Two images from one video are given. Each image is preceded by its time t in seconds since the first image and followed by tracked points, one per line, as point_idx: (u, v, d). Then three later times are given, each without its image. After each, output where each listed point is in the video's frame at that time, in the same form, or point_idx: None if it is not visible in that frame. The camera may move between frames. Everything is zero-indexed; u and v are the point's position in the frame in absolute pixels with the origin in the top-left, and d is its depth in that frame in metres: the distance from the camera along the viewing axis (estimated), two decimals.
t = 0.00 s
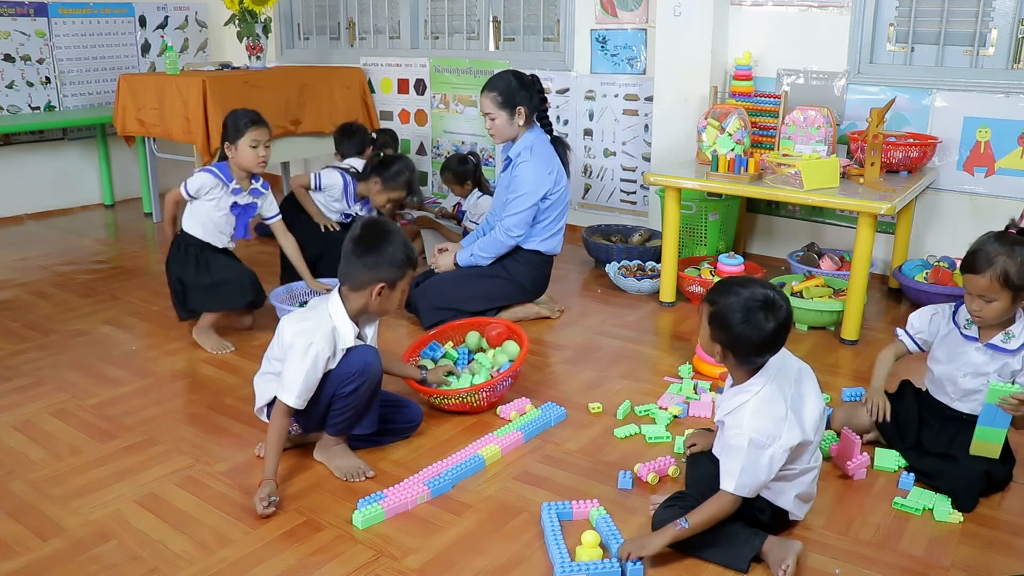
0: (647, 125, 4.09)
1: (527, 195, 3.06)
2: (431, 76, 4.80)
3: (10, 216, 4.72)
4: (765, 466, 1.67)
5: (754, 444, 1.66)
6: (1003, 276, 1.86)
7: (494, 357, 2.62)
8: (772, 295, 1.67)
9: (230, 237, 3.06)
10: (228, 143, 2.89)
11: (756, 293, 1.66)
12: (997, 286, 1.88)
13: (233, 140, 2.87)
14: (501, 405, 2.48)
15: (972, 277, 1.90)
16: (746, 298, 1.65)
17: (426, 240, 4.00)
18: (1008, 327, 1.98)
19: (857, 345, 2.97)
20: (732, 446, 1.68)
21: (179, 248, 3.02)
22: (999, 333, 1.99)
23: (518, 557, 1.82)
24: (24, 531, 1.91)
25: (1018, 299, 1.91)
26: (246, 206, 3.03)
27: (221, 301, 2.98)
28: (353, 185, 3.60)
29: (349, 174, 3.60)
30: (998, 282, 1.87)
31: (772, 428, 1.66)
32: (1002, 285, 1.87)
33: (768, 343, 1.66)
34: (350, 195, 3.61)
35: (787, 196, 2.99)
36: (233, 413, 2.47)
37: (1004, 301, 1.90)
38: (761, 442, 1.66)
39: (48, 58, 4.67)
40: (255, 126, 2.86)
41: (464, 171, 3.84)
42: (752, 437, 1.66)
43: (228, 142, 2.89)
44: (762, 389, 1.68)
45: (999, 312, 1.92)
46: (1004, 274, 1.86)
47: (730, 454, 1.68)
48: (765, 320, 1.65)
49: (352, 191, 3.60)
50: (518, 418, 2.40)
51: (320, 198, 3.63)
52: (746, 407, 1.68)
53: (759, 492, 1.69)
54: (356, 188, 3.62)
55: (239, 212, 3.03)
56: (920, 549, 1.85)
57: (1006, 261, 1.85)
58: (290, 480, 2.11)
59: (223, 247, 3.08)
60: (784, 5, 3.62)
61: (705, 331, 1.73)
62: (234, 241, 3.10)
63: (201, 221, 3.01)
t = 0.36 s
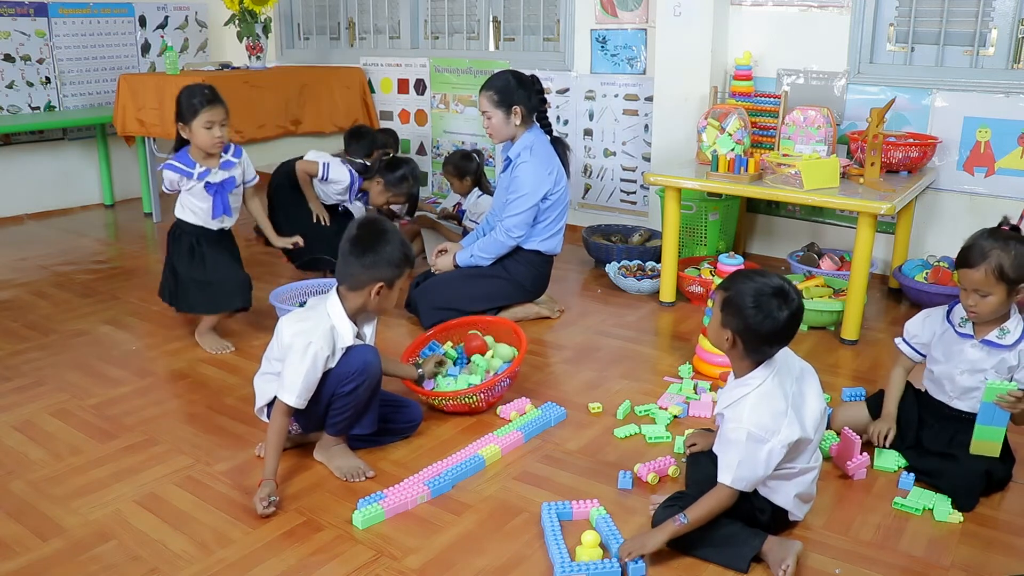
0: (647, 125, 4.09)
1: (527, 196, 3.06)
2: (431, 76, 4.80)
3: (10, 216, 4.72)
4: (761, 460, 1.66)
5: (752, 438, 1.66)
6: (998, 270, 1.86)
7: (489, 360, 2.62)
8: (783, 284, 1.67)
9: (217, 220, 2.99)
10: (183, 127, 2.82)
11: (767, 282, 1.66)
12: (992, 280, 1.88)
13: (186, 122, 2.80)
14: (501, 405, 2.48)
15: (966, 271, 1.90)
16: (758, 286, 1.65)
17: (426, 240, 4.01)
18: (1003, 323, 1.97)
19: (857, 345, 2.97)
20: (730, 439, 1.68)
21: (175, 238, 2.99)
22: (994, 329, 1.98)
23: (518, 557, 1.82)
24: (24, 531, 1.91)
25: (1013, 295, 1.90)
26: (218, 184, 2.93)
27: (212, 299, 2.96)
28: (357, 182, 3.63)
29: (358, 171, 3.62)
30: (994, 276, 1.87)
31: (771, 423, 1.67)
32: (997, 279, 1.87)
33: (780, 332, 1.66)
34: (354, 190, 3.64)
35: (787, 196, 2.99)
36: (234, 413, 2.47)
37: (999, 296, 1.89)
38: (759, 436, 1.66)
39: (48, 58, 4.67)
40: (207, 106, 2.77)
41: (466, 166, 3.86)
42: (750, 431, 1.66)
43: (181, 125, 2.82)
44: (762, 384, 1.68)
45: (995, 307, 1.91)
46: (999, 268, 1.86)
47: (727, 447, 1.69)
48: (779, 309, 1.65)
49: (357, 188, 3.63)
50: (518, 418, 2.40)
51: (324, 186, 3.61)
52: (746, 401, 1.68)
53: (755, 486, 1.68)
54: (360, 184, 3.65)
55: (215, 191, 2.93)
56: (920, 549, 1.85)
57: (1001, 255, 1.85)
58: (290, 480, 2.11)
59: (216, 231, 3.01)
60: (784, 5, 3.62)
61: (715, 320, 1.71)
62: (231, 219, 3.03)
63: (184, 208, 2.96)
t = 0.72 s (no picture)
0: (647, 125, 4.09)
1: (525, 195, 3.06)
2: (431, 76, 4.80)
3: (10, 216, 4.72)
4: (772, 454, 1.66)
5: (763, 430, 1.66)
6: (993, 268, 1.87)
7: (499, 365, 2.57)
8: (764, 267, 1.71)
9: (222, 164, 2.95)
10: (170, 76, 2.76)
11: (748, 272, 1.68)
12: (987, 277, 1.88)
13: (176, 71, 2.74)
14: (501, 405, 2.48)
15: (960, 270, 1.91)
16: (748, 279, 1.67)
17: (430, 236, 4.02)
18: (1000, 323, 1.97)
19: (857, 345, 2.97)
20: (741, 430, 1.68)
21: (180, 208, 2.96)
22: (992, 330, 1.98)
23: (518, 557, 1.82)
24: (24, 531, 1.91)
25: (1009, 293, 1.90)
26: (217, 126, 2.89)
27: (218, 270, 2.94)
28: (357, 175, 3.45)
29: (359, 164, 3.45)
30: (988, 274, 1.87)
31: (782, 416, 1.67)
32: (992, 277, 1.87)
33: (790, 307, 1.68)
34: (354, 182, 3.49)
35: (787, 196, 2.99)
36: (234, 413, 2.47)
37: (995, 293, 1.89)
38: (770, 429, 1.66)
39: (48, 58, 4.67)
40: (197, 51, 2.73)
41: (474, 163, 3.89)
42: (762, 423, 1.66)
43: (168, 75, 2.76)
44: (775, 376, 1.69)
45: (991, 305, 1.90)
46: (993, 265, 1.87)
47: (737, 438, 1.69)
48: (778, 289, 1.67)
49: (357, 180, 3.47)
50: (518, 418, 2.40)
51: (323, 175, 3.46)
52: (758, 393, 1.69)
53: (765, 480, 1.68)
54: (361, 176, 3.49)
55: (215, 136, 2.90)
56: (920, 549, 1.85)
57: (995, 252, 1.86)
58: (290, 480, 2.11)
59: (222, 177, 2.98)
60: (784, 5, 3.62)
61: (742, 335, 1.68)
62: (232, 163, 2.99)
63: (191, 164, 2.91)
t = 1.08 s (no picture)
0: (647, 125, 4.09)
1: (528, 193, 3.06)
2: (431, 76, 4.80)
3: (10, 216, 4.72)
4: (758, 455, 1.68)
5: (749, 430, 1.67)
6: (987, 266, 1.86)
7: (499, 366, 2.57)
8: (753, 268, 1.72)
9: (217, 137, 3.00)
10: (188, 46, 2.77)
11: (738, 272, 1.69)
12: (983, 276, 1.87)
13: (195, 42, 2.76)
14: (501, 405, 2.48)
15: (958, 269, 1.91)
16: (735, 279, 1.68)
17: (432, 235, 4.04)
18: (1005, 324, 1.96)
19: (857, 345, 2.97)
20: (728, 428, 1.70)
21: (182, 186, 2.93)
22: (997, 331, 1.97)
23: (518, 557, 1.82)
24: (24, 531, 1.91)
25: (1007, 292, 1.90)
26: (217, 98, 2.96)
27: (218, 248, 2.98)
28: (342, 180, 3.48)
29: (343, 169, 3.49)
30: (984, 273, 1.87)
31: (771, 418, 1.68)
32: (988, 275, 1.87)
33: (780, 306, 1.69)
34: (337, 187, 3.50)
35: (787, 196, 2.99)
36: (234, 413, 2.47)
37: (992, 292, 1.89)
38: (756, 430, 1.67)
39: (48, 58, 4.67)
40: (221, 27, 2.78)
41: (476, 163, 3.90)
42: (748, 424, 1.67)
43: (187, 45, 2.77)
44: (766, 378, 1.68)
45: (989, 304, 1.90)
46: (988, 264, 1.86)
47: (723, 435, 1.71)
48: (767, 288, 1.67)
49: (340, 186, 3.49)
50: (518, 418, 2.40)
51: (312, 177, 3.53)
52: (748, 394, 1.68)
53: (750, 480, 1.70)
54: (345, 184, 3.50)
55: (218, 107, 2.96)
56: (920, 549, 1.85)
57: (989, 251, 1.86)
58: (289, 480, 2.11)
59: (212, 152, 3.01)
60: (784, 5, 3.62)
61: (733, 336, 1.68)
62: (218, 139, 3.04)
63: (196, 135, 2.92)
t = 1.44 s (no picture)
0: (647, 125, 4.09)
1: (530, 195, 3.06)
2: (431, 76, 4.80)
3: (10, 216, 4.72)
4: (754, 452, 1.68)
5: (745, 427, 1.68)
6: (988, 272, 1.86)
7: (498, 366, 2.56)
8: (745, 265, 1.71)
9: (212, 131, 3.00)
10: (187, 43, 2.76)
11: (729, 270, 1.70)
12: (984, 282, 1.88)
13: (196, 41, 2.77)
14: (501, 405, 2.48)
15: (959, 275, 1.91)
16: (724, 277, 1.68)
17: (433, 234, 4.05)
18: (1010, 327, 1.96)
19: (857, 345, 2.97)
20: (724, 426, 1.70)
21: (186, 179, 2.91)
22: (1002, 333, 1.97)
23: (518, 557, 1.82)
24: (24, 531, 1.91)
25: (1010, 296, 1.90)
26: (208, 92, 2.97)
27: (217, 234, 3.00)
28: (326, 181, 3.48)
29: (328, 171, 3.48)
30: (985, 278, 1.87)
31: (767, 414, 1.68)
32: (989, 281, 1.87)
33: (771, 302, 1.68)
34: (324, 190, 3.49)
35: (787, 196, 2.99)
36: (234, 413, 2.47)
37: (994, 297, 1.89)
38: (752, 427, 1.68)
39: (48, 58, 4.67)
40: (220, 27, 2.80)
41: (475, 165, 3.91)
42: (744, 420, 1.68)
43: (186, 42, 2.76)
44: (762, 375, 1.69)
45: (993, 309, 1.90)
46: (989, 270, 1.86)
47: (720, 432, 1.71)
48: (758, 285, 1.67)
49: (325, 187, 3.48)
50: (518, 418, 2.40)
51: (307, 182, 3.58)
52: (744, 392, 1.69)
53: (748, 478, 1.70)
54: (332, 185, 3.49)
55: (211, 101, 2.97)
56: (920, 549, 1.85)
57: (989, 258, 1.86)
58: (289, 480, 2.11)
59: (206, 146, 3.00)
60: (784, 5, 3.62)
61: (725, 332, 1.68)
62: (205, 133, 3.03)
63: (198, 130, 2.91)
